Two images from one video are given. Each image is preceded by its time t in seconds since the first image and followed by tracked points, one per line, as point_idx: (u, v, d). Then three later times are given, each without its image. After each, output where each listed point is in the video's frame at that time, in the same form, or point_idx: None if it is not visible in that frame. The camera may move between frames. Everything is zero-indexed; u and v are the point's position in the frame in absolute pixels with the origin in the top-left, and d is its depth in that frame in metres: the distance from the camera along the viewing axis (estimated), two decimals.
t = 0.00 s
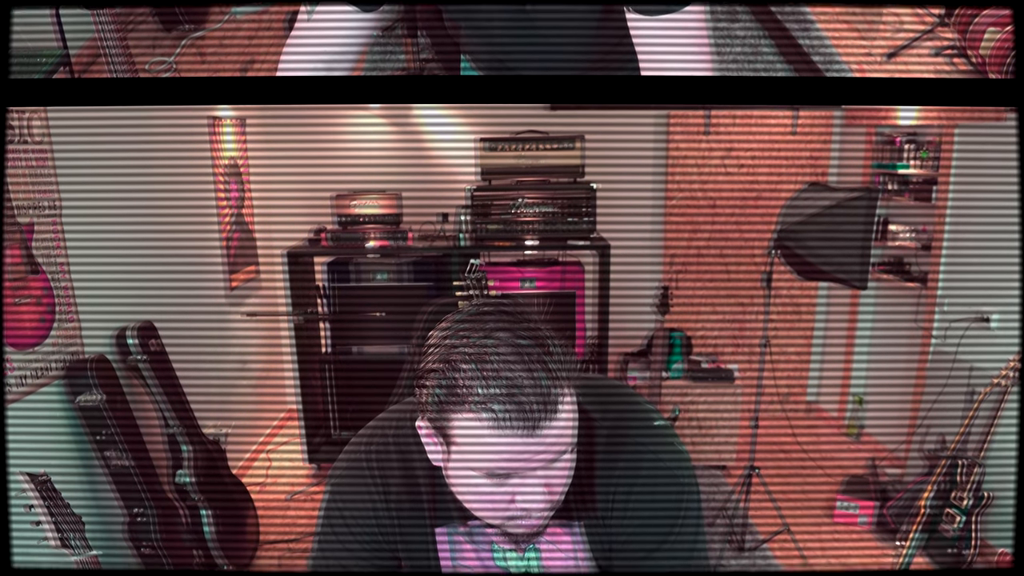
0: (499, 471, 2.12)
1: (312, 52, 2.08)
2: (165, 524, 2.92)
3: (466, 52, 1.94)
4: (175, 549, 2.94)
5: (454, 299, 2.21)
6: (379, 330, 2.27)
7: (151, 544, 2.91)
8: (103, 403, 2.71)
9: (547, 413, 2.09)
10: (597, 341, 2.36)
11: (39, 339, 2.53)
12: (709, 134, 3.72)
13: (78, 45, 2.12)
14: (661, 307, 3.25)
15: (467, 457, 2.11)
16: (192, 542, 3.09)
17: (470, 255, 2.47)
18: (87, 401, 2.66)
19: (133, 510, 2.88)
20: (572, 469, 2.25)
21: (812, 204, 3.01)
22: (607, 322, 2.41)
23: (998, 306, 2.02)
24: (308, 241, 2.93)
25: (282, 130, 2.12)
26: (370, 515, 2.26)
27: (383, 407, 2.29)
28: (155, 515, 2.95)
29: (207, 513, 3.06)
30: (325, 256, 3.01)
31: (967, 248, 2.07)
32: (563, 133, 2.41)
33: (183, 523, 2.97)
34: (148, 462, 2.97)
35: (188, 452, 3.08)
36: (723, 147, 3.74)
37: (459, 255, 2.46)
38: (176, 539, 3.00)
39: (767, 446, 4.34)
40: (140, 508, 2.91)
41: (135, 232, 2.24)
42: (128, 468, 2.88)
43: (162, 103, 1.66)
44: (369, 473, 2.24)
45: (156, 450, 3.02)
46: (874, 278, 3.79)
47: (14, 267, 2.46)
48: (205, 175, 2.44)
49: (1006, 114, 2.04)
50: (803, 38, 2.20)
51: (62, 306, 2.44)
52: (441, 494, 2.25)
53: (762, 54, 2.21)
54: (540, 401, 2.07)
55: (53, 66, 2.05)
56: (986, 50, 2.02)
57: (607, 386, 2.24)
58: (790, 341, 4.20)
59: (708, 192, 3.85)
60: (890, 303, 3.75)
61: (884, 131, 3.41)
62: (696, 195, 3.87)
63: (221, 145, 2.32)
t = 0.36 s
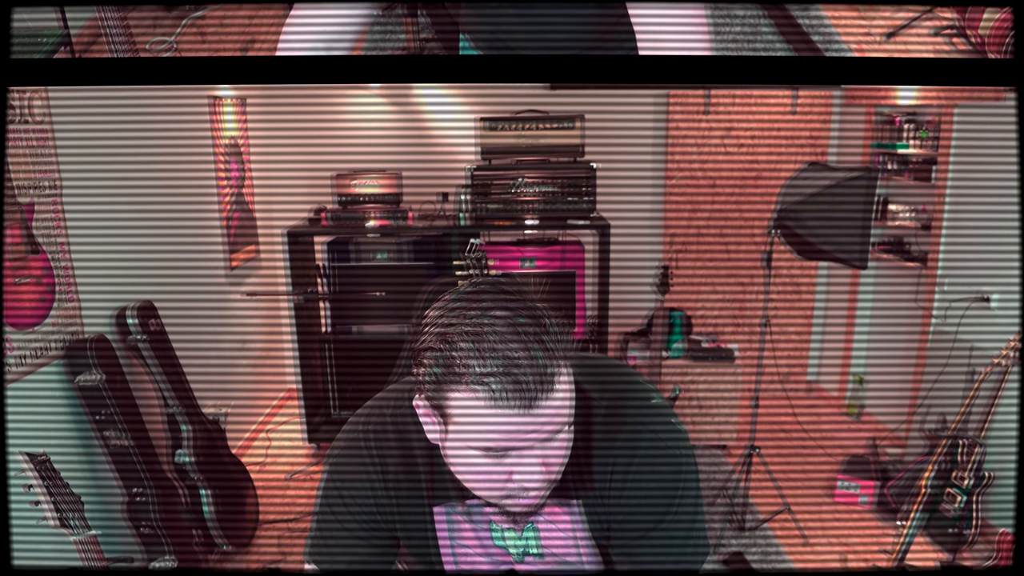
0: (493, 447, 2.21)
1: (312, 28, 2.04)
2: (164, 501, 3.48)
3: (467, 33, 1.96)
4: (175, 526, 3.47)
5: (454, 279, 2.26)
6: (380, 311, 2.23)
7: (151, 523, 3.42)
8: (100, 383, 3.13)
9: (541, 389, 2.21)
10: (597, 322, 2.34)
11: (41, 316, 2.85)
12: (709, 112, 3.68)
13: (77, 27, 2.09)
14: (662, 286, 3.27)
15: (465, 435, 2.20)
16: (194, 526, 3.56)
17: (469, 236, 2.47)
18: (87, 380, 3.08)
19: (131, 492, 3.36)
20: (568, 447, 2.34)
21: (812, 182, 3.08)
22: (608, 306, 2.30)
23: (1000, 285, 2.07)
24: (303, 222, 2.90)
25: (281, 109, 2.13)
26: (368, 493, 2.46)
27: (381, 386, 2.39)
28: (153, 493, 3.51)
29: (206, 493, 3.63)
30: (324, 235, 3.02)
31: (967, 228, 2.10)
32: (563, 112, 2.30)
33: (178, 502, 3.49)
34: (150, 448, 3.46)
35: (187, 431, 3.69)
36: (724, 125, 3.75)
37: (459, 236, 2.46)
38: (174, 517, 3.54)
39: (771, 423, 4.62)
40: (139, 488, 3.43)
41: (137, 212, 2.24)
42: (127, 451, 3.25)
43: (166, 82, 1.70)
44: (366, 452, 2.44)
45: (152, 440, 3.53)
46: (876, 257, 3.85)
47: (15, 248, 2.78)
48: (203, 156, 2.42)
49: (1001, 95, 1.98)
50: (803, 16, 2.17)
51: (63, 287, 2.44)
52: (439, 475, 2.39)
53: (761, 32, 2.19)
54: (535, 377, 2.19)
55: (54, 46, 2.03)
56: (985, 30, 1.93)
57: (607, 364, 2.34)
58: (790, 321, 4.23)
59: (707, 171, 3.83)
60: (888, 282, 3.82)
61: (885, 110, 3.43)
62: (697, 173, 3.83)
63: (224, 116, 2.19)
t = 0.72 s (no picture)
0: (488, 425, 2.28)
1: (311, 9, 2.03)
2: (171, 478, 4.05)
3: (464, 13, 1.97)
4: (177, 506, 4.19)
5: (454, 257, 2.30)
6: (380, 291, 2.26)
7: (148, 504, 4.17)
8: (99, 364, 3.61)
9: (536, 365, 2.25)
10: (597, 302, 2.37)
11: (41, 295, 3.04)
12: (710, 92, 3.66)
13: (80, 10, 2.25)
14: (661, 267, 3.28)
15: (459, 411, 2.28)
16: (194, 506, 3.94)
17: (469, 216, 2.45)
18: (87, 358, 3.54)
19: (128, 473, 4.10)
20: (565, 422, 2.41)
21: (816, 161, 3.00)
22: (607, 287, 2.33)
23: (998, 266, 2.07)
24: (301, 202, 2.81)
25: (282, 93, 2.14)
26: (365, 472, 2.59)
27: (381, 365, 2.39)
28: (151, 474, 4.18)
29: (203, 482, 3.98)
30: (325, 216, 3.01)
31: (967, 209, 2.09)
32: (564, 93, 2.27)
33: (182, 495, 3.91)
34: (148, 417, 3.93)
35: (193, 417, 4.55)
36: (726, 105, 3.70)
37: (459, 216, 2.43)
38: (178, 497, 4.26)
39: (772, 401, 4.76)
40: (137, 470, 4.14)
41: (137, 193, 2.24)
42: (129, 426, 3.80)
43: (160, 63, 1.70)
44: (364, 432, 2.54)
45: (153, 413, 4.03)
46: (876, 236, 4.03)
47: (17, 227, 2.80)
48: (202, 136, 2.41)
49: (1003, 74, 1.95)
50: None
51: (66, 267, 2.46)
52: (436, 452, 2.46)
53: (761, 14, 2.05)
54: (530, 354, 2.24)
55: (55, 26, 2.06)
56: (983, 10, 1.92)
57: (604, 344, 2.42)
58: (790, 302, 4.24)
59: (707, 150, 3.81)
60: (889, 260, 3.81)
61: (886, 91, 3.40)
62: (697, 153, 3.82)
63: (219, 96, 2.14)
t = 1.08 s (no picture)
0: (486, 405, 2.36)
1: None
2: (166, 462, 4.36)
3: None
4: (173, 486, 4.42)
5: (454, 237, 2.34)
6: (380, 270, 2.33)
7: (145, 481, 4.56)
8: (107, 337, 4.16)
9: (535, 345, 2.33)
10: (597, 281, 2.41)
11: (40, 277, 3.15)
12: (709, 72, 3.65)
13: None
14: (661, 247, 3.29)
15: (459, 390, 2.34)
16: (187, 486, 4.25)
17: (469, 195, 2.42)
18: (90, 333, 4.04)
19: (128, 452, 4.49)
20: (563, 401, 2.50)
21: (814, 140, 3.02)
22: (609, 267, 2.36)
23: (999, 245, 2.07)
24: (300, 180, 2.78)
25: (287, 74, 2.15)
26: (365, 449, 2.64)
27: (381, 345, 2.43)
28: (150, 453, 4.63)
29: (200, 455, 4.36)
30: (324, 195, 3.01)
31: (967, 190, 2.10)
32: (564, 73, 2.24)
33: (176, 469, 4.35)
34: (148, 409, 4.36)
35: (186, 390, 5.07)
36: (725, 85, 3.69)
37: (458, 195, 2.39)
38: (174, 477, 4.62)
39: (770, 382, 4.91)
40: (136, 449, 4.54)
41: (139, 173, 2.25)
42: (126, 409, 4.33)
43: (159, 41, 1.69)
44: (363, 410, 2.59)
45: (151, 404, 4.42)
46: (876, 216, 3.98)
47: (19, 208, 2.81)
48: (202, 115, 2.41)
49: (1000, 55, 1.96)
50: None
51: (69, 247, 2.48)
52: (436, 434, 2.54)
53: None
54: (529, 334, 2.31)
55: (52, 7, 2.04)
56: None
57: (605, 325, 2.44)
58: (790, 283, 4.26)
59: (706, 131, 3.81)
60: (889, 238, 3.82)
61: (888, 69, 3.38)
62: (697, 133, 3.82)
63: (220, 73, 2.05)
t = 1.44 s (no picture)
0: (487, 384, 2.30)
1: None
2: (165, 444, 4.60)
3: None
4: (173, 466, 4.62)
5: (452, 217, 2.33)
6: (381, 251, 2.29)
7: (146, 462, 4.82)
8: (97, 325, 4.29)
9: (535, 326, 2.34)
10: (597, 261, 2.43)
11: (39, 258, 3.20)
12: (709, 52, 3.65)
13: None
14: (662, 226, 3.30)
15: (458, 371, 2.27)
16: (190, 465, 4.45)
17: (469, 174, 2.46)
18: (84, 321, 4.19)
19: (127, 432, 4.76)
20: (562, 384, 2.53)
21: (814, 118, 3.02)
22: (609, 247, 2.37)
23: (1000, 226, 2.03)
24: (303, 160, 2.85)
25: (286, 53, 2.08)
26: (365, 427, 2.78)
27: (381, 324, 2.43)
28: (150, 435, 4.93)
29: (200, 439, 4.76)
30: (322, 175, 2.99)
31: (965, 163, 2.07)
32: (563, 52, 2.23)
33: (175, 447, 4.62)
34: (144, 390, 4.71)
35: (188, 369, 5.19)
36: (726, 65, 3.69)
37: (459, 175, 2.46)
38: (173, 457, 4.91)
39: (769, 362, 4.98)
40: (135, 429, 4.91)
41: (137, 154, 2.25)
42: (127, 388, 4.54)
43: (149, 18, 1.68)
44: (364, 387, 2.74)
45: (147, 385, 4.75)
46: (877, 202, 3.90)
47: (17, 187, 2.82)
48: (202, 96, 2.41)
49: (999, 36, 1.89)
50: None
51: (67, 226, 2.50)
52: (436, 414, 2.58)
53: None
54: (529, 316, 2.32)
55: None
56: None
57: (600, 303, 2.52)
58: (792, 263, 4.29)
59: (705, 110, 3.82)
60: (892, 221, 3.81)
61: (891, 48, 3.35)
62: (697, 112, 3.83)
63: (220, 53, 2.05)
